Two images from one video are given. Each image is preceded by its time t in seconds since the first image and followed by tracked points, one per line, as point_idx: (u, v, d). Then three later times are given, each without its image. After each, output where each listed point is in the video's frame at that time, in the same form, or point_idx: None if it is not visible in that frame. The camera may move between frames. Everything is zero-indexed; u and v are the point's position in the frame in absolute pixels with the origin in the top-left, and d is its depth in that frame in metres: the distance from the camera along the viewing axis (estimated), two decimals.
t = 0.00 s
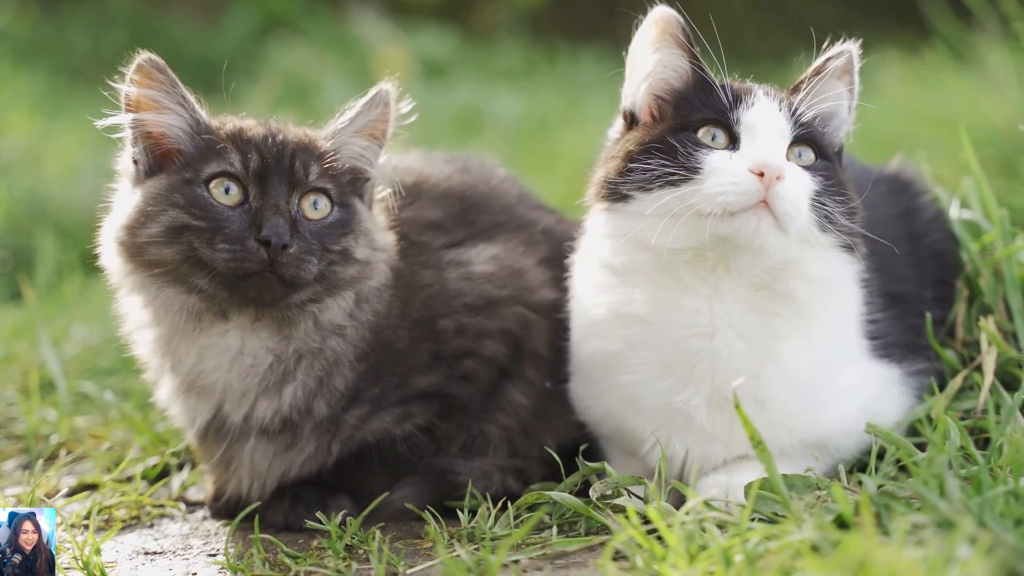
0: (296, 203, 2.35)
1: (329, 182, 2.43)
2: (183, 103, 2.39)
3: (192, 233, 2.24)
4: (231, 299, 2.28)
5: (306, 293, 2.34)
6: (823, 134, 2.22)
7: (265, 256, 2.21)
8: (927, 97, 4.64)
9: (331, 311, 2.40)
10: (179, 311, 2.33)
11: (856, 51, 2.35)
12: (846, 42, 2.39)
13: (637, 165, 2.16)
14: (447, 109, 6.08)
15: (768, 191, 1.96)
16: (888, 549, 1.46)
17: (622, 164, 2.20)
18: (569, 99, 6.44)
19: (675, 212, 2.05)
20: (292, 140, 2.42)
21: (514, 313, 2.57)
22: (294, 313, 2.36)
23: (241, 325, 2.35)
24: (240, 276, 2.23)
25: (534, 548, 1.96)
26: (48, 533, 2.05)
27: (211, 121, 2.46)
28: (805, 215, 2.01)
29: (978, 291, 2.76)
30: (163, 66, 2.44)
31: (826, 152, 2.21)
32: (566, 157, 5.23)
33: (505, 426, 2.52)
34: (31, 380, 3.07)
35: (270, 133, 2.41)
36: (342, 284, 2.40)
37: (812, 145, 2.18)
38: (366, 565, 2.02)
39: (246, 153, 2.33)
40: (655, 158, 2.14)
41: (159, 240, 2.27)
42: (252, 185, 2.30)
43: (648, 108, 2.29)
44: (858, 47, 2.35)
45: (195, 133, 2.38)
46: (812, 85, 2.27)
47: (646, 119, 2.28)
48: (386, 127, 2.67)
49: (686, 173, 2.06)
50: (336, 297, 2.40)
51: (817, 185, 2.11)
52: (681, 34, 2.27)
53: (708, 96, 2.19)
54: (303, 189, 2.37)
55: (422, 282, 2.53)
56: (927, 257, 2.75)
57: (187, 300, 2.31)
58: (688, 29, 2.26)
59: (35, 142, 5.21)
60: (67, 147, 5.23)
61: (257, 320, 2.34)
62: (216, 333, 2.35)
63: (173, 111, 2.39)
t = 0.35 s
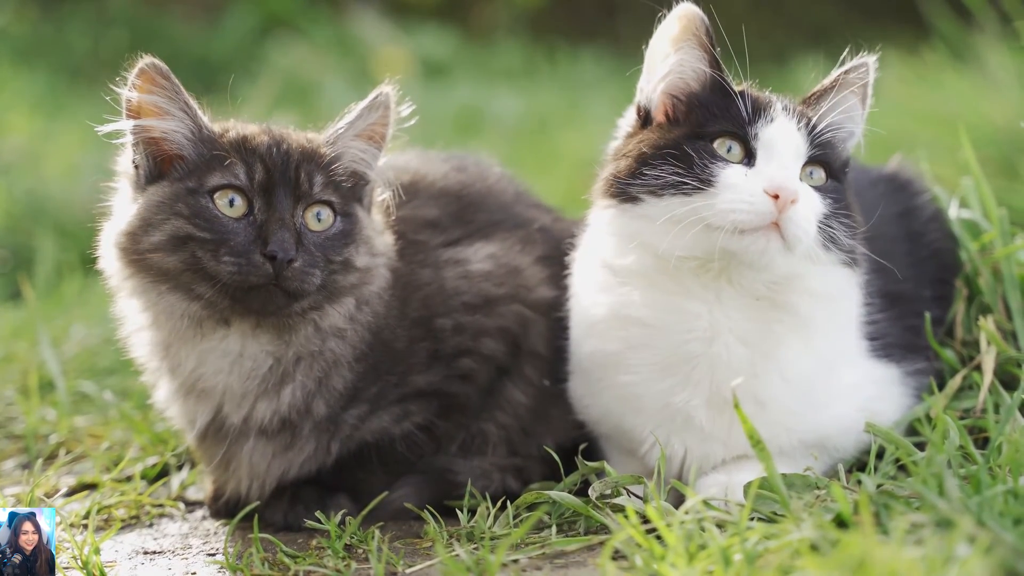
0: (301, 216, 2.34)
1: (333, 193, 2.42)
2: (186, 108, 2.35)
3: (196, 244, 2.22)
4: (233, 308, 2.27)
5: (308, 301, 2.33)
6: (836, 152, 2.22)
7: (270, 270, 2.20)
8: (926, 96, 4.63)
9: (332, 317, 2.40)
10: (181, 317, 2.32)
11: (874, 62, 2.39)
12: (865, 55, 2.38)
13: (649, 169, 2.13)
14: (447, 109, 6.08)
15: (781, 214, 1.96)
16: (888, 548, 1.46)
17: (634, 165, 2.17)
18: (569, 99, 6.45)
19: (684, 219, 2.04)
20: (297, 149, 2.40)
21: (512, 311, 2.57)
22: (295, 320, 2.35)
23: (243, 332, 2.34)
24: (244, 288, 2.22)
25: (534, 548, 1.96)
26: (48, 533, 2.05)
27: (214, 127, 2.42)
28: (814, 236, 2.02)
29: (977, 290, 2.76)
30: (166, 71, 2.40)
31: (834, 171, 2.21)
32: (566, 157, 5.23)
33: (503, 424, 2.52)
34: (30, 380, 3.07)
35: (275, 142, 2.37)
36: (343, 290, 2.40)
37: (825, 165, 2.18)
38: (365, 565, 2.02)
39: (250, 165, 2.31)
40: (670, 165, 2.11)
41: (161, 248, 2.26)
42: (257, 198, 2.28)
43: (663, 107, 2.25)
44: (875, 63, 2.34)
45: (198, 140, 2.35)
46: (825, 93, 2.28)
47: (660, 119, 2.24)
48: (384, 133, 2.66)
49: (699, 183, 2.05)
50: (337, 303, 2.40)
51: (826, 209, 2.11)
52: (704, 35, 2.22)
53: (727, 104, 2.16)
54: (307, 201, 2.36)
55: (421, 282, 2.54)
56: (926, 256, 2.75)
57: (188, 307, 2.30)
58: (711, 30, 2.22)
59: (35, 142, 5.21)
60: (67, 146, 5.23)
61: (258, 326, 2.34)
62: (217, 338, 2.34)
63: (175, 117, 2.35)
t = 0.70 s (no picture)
0: (303, 220, 2.34)
1: (335, 197, 2.42)
2: (189, 110, 2.35)
3: (199, 247, 2.22)
4: (236, 310, 2.27)
5: (310, 303, 2.33)
6: (840, 165, 2.20)
7: (273, 273, 2.20)
8: (926, 95, 4.63)
9: (333, 319, 2.40)
10: (182, 319, 2.32)
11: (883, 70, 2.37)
12: (872, 62, 2.36)
13: (656, 180, 2.10)
14: (448, 109, 6.07)
15: (787, 232, 1.95)
16: (887, 547, 1.46)
17: (641, 173, 2.13)
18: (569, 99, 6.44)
19: (687, 229, 2.03)
20: (299, 151, 2.39)
21: (511, 310, 2.57)
22: (296, 322, 2.35)
23: (244, 334, 2.34)
24: (247, 291, 2.22)
25: (533, 547, 1.96)
26: (48, 533, 2.05)
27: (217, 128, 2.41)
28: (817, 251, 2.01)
29: (976, 290, 2.76)
30: (172, 74, 2.40)
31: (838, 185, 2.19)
32: (566, 157, 5.23)
33: (503, 424, 2.52)
34: (30, 380, 3.07)
35: (278, 144, 2.37)
36: (344, 291, 2.40)
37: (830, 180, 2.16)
38: (365, 564, 2.02)
39: (253, 168, 2.30)
40: (677, 176, 2.08)
41: (164, 250, 2.26)
42: (260, 201, 2.27)
43: (671, 111, 2.19)
44: (882, 70, 2.32)
45: (200, 142, 2.34)
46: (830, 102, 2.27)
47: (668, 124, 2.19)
48: (383, 133, 2.65)
49: (705, 195, 2.02)
50: (338, 304, 2.39)
51: (828, 225, 2.10)
52: (716, 40, 2.17)
53: (737, 114, 2.12)
54: (309, 204, 2.36)
55: (420, 281, 2.54)
56: (926, 256, 2.75)
57: (190, 309, 2.29)
58: (724, 36, 2.18)
59: (35, 141, 5.20)
60: (66, 146, 5.23)
61: (260, 328, 2.33)
62: (218, 341, 2.34)
63: (179, 119, 2.34)
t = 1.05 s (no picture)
0: (313, 232, 2.34)
1: (343, 206, 2.42)
2: (198, 119, 2.33)
3: (210, 259, 2.22)
4: (245, 320, 2.27)
5: (317, 311, 2.33)
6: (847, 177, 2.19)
7: (287, 289, 2.21)
8: (925, 94, 4.63)
9: (340, 327, 2.40)
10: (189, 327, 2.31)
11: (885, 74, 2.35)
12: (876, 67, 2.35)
13: (667, 196, 2.07)
14: (448, 109, 6.07)
15: (799, 259, 1.93)
16: (886, 546, 1.46)
17: (650, 188, 2.10)
18: (568, 99, 6.45)
19: (697, 246, 2.01)
20: (307, 161, 2.39)
21: (509, 309, 2.57)
22: (302, 329, 2.35)
23: (252, 343, 2.33)
24: (259, 304, 2.23)
25: (532, 547, 1.96)
26: (47, 533, 2.05)
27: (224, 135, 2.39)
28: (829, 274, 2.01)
29: (975, 288, 2.76)
30: (181, 81, 2.36)
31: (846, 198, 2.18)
32: (565, 156, 5.23)
33: (502, 423, 2.52)
34: (29, 380, 3.07)
35: (287, 155, 2.36)
36: (348, 296, 2.39)
37: (838, 196, 2.14)
38: (364, 564, 2.02)
39: (263, 180, 2.29)
40: (689, 194, 2.04)
41: (172, 261, 2.25)
42: (271, 215, 2.27)
43: (679, 120, 2.14)
44: (885, 75, 2.32)
45: (208, 150, 2.33)
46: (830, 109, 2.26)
47: (676, 134, 2.14)
48: (378, 135, 2.65)
49: (717, 216, 2.00)
50: (343, 310, 2.39)
51: (835, 244, 2.10)
52: (728, 50, 2.12)
53: (749, 130, 2.08)
54: (318, 215, 2.36)
55: (419, 280, 2.54)
56: (925, 255, 2.75)
57: (198, 318, 2.29)
58: (734, 45, 2.13)
59: (34, 141, 5.20)
60: (66, 146, 5.23)
61: (267, 337, 2.33)
62: (225, 349, 2.33)
63: (187, 128, 2.32)
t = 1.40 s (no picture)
0: (315, 234, 2.34)
1: (345, 208, 2.42)
2: (201, 120, 2.33)
3: (213, 261, 2.22)
4: (247, 322, 2.27)
5: (319, 313, 2.33)
6: (846, 180, 2.19)
7: (290, 291, 2.20)
8: (925, 94, 4.63)
9: (342, 329, 2.40)
10: (190, 328, 2.31)
11: (883, 74, 2.34)
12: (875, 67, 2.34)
13: (666, 202, 2.06)
14: (447, 109, 6.07)
15: (797, 266, 1.93)
16: (885, 547, 1.46)
17: (650, 193, 2.09)
18: (567, 99, 6.44)
19: (696, 252, 2.02)
20: (310, 163, 2.38)
21: (509, 310, 2.57)
22: (304, 330, 2.35)
23: (253, 344, 2.33)
24: (261, 305, 2.22)
25: (532, 548, 1.95)
26: (47, 534, 2.05)
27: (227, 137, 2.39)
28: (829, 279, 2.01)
29: (974, 289, 2.76)
30: (184, 82, 2.36)
31: (845, 201, 2.18)
32: (564, 157, 5.23)
33: (501, 424, 2.52)
34: (28, 381, 3.07)
35: (291, 158, 2.36)
36: (350, 298, 2.39)
37: (837, 199, 2.14)
38: (363, 564, 2.02)
39: (266, 182, 2.29)
40: (689, 201, 2.04)
41: (174, 262, 2.25)
42: (274, 217, 2.26)
43: (678, 125, 2.14)
44: (883, 76, 2.31)
45: (210, 152, 2.32)
46: (827, 112, 2.25)
47: (675, 139, 2.13)
48: (380, 136, 2.65)
49: (716, 223, 2.00)
50: (344, 311, 2.39)
51: (834, 247, 2.10)
52: (727, 54, 2.12)
53: (748, 136, 2.08)
54: (321, 217, 2.35)
55: (419, 281, 2.54)
56: (924, 255, 2.75)
57: (200, 319, 2.28)
58: (733, 49, 2.13)
59: (33, 141, 5.20)
60: (65, 146, 5.22)
61: (269, 338, 2.33)
62: (227, 349, 2.33)
63: (190, 129, 2.32)
